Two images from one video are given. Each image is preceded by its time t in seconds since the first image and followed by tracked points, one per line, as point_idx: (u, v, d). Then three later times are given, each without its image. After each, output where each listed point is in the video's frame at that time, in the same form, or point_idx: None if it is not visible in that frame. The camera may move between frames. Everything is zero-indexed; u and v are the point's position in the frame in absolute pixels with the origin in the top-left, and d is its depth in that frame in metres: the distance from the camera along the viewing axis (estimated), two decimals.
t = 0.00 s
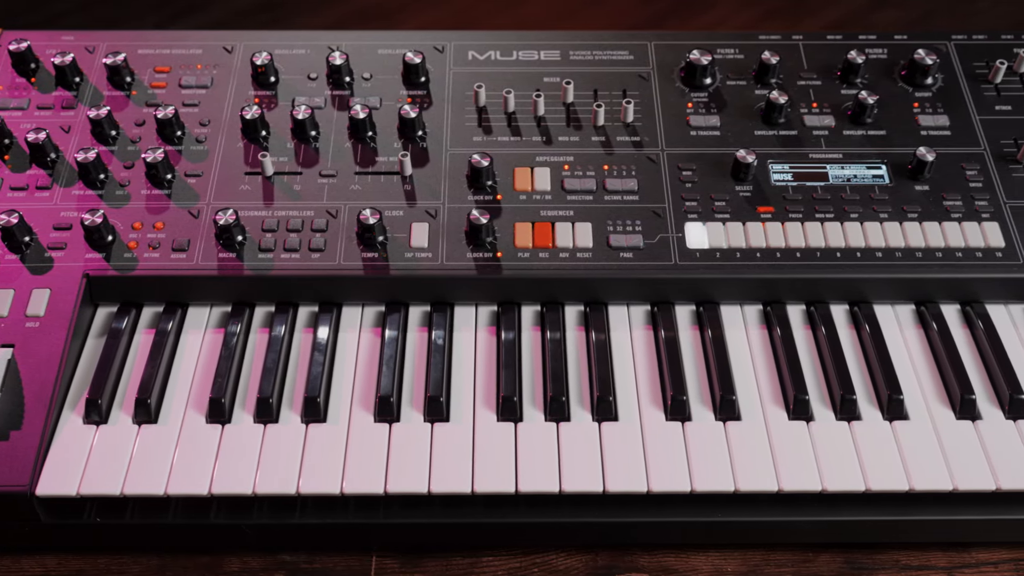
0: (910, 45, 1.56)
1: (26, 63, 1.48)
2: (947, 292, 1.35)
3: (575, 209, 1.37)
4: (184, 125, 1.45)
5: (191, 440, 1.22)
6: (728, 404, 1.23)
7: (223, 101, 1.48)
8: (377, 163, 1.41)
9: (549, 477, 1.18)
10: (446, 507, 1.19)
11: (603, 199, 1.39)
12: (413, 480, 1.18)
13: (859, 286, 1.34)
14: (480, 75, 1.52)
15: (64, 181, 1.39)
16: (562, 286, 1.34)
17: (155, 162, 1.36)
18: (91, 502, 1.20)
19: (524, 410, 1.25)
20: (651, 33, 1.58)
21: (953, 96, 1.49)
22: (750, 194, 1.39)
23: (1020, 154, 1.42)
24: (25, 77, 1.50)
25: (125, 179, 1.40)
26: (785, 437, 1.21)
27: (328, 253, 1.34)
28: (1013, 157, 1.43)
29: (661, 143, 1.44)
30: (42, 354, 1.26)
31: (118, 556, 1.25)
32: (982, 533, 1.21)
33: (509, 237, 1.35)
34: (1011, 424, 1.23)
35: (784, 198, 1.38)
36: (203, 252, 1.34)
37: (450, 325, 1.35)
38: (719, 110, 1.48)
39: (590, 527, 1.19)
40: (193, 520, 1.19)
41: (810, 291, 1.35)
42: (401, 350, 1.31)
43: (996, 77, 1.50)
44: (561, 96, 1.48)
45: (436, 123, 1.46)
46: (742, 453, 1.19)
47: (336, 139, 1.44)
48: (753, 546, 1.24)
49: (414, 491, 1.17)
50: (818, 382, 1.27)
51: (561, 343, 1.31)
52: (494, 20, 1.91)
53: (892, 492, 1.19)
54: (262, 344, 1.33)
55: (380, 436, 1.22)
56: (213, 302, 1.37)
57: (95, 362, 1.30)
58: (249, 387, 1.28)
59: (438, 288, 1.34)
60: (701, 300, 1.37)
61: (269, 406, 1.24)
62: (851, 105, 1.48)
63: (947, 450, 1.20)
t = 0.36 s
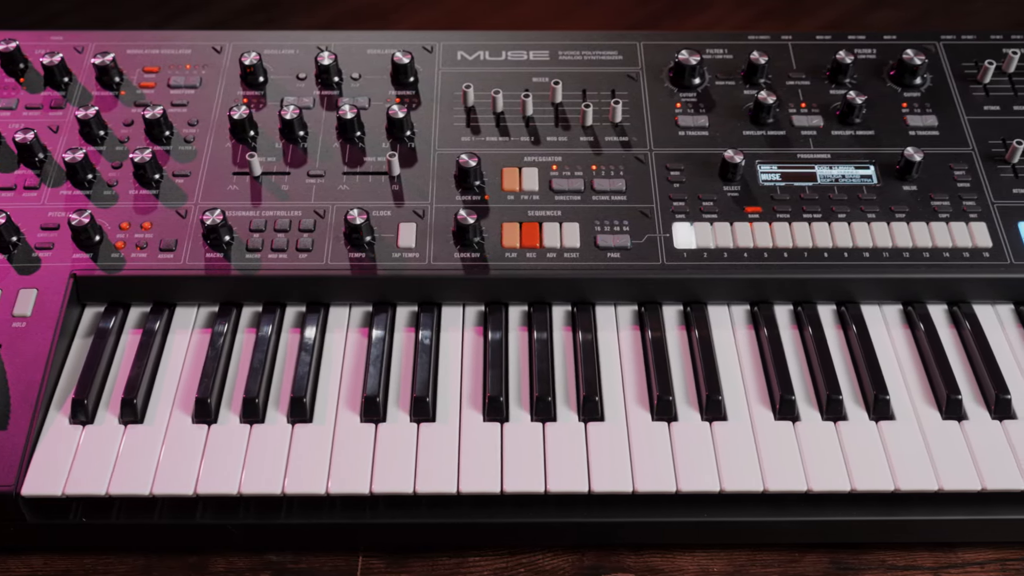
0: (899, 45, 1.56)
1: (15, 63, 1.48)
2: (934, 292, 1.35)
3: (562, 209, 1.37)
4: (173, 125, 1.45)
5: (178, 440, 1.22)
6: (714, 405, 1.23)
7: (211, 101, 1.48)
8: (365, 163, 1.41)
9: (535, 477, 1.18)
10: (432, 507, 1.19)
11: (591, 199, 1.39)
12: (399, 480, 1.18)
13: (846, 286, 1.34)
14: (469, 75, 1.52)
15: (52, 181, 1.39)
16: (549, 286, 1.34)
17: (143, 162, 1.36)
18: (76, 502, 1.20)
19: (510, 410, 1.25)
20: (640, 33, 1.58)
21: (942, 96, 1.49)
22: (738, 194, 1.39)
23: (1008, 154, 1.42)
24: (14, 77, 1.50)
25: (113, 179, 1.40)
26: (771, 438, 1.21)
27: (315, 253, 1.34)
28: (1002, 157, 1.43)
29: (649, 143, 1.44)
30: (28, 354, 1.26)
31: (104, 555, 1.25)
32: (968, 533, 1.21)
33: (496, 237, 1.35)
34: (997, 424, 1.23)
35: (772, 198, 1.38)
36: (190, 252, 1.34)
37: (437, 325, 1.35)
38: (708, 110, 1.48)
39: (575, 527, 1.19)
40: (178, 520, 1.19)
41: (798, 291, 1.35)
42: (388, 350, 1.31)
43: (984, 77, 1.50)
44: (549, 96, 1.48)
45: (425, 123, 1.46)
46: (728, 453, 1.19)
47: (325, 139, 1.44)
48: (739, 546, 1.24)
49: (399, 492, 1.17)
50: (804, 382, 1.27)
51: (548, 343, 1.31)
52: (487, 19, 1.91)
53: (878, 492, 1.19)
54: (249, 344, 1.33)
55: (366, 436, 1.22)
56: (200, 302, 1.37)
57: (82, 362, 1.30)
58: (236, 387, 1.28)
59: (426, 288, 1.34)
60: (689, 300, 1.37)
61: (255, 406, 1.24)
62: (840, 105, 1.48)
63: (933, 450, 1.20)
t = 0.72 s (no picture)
0: (888, 45, 1.56)
1: (4, 63, 1.48)
2: (922, 292, 1.35)
3: (550, 209, 1.37)
4: (161, 125, 1.45)
5: (164, 440, 1.22)
6: (700, 405, 1.23)
7: (200, 101, 1.48)
8: (353, 163, 1.41)
9: (520, 477, 1.18)
10: (417, 507, 1.19)
11: (578, 199, 1.39)
12: (384, 480, 1.18)
13: (833, 286, 1.34)
14: (458, 75, 1.52)
15: (40, 181, 1.39)
16: (537, 286, 1.34)
17: (130, 162, 1.36)
18: (62, 502, 1.20)
19: (496, 410, 1.25)
20: (629, 33, 1.58)
21: (931, 97, 1.49)
22: (726, 194, 1.39)
23: (996, 154, 1.42)
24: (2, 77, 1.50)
25: (100, 179, 1.40)
26: (757, 438, 1.21)
27: (303, 253, 1.34)
28: (990, 157, 1.42)
29: (637, 143, 1.44)
30: (15, 354, 1.26)
31: (91, 556, 1.25)
32: (953, 534, 1.21)
33: (483, 237, 1.35)
34: (983, 424, 1.23)
35: (760, 198, 1.38)
36: (177, 252, 1.34)
37: (425, 325, 1.35)
38: (696, 110, 1.48)
39: (561, 527, 1.19)
40: (164, 521, 1.19)
41: (785, 291, 1.35)
42: (375, 350, 1.31)
43: (973, 77, 1.50)
44: (538, 96, 1.48)
45: (413, 123, 1.46)
46: (714, 453, 1.19)
47: (313, 139, 1.44)
48: (725, 546, 1.25)
49: (385, 492, 1.17)
50: (791, 382, 1.27)
51: (534, 343, 1.31)
52: (482, 19, 1.91)
53: (864, 492, 1.19)
54: (236, 344, 1.33)
55: (352, 436, 1.22)
56: (188, 302, 1.37)
57: (69, 362, 1.30)
58: (222, 387, 1.28)
59: (413, 288, 1.34)
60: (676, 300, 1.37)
61: (241, 406, 1.24)
62: (828, 105, 1.48)
63: (918, 450, 1.20)
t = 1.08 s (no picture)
0: (877, 45, 1.56)
1: None
2: (909, 293, 1.35)
3: (538, 209, 1.37)
4: (149, 126, 1.45)
5: (150, 440, 1.22)
6: (686, 405, 1.23)
7: (189, 101, 1.48)
8: (341, 163, 1.41)
9: (505, 477, 1.18)
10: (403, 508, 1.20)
11: (566, 199, 1.39)
12: (370, 481, 1.18)
13: (821, 286, 1.34)
14: (447, 75, 1.52)
15: (28, 182, 1.39)
16: (524, 286, 1.34)
17: (118, 162, 1.36)
18: (47, 503, 1.20)
19: (482, 410, 1.25)
20: (619, 33, 1.58)
21: (919, 97, 1.49)
22: (714, 195, 1.39)
23: (984, 154, 1.41)
24: None
25: (88, 179, 1.40)
26: (743, 438, 1.21)
27: (290, 253, 1.34)
28: (978, 157, 1.42)
29: (625, 143, 1.44)
30: (2, 354, 1.26)
31: (77, 556, 1.25)
32: (939, 534, 1.21)
33: (471, 237, 1.35)
34: (969, 424, 1.23)
35: (748, 199, 1.38)
36: (165, 252, 1.34)
37: (412, 325, 1.35)
38: (685, 110, 1.48)
39: (546, 527, 1.19)
40: (149, 520, 1.19)
41: (772, 292, 1.35)
42: (362, 350, 1.31)
43: (962, 77, 1.50)
44: (526, 96, 1.48)
45: (401, 124, 1.46)
46: (700, 453, 1.19)
47: (301, 139, 1.44)
48: (712, 547, 1.24)
49: (370, 492, 1.17)
50: (777, 383, 1.27)
51: (521, 343, 1.31)
52: (477, 20, 1.91)
53: (849, 492, 1.19)
54: (223, 344, 1.33)
55: (338, 436, 1.22)
56: (175, 302, 1.37)
57: (55, 362, 1.30)
58: (208, 387, 1.28)
59: (400, 288, 1.34)
60: (663, 300, 1.37)
61: (227, 407, 1.24)
62: (817, 105, 1.48)
63: (904, 451, 1.20)
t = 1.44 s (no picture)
0: (866, 45, 1.56)
1: None
2: (896, 293, 1.35)
3: (525, 210, 1.37)
4: (138, 126, 1.45)
5: (135, 440, 1.22)
6: (672, 406, 1.23)
7: (177, 101, 1.48)
8: (329, 163, 1.41)
9: (490, 477, 1.18)
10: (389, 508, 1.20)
11: (553, 199, 1.39)
12: (355, 481, 1.18)
13: (808, 286, 1.34)
14: (436, 75, 1.52)
15: (16, 182, 1.39)
16: (511, 287, 1.34)
17: (105, 162, 1.36)
18: (33, 503, 1.20)
19: (468, 410, 1.25)
20: (608, 33, 1.58)
21: (908, 97, 1.49)
22: (702, 195, 1.39)
23: (972, 154, 1.42)
24: None
25: (76, 179, 1.40)
26: (729, 438, 1.21)
27: (277, 253, 1.34)
28: (966, 157, 1.42)
29: (613, 143, 1.44)
30: None
31: (63, 556, 1.25)
32: (925, 534, 1.21)
33: (458, 237, 1.35)
34: (954, 424, 1.23)
35: (736, 199, 1.38)
36: (152, 252, 1.34)
37: (399, 325, 1.35)
38: (673, 110, 1.48)
39: (531, 527, 1.19)
40: (135, 520, 1.19)
41: (759, 292, 1.35)
42: (348, 350, 1.31)
43: (951, 77, 1.50)
44: (515, 96, 1.48)
45: (390, 124, 1.46)
46: (685, 454, 1.19)
47: (289, 139, 1.44)
48: (698, 547, 1.25)
49: (355, 493, 1.17)
50: (764, 383, 1.27)
51: (508, 343, 1.31)
52: (469, 20, 1.90)
53: (835, 492, 1.19)
54: (209, 344, 1.33)
55: (324, 436, 1.22)
56: (162, 302, 1.37)
57: (42, 362, 1.30)
58: (195, 387, 1.28)
59: (387, 288, 1.34)
60: (651, 301, 1.37)
61: (213, 407, 1.24)
62: (805, 105, 1.48)
63: (890, 451, 1.20)
